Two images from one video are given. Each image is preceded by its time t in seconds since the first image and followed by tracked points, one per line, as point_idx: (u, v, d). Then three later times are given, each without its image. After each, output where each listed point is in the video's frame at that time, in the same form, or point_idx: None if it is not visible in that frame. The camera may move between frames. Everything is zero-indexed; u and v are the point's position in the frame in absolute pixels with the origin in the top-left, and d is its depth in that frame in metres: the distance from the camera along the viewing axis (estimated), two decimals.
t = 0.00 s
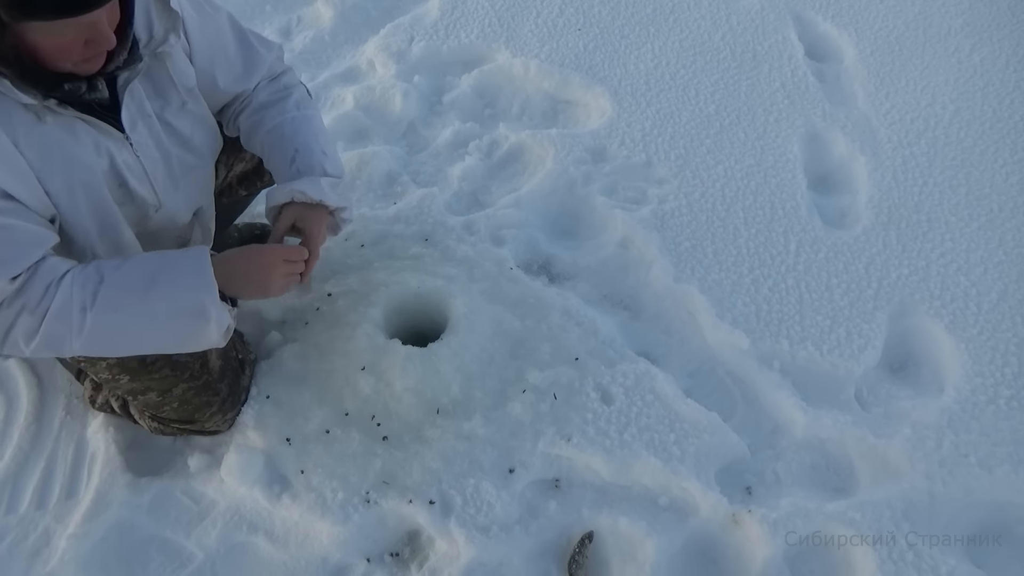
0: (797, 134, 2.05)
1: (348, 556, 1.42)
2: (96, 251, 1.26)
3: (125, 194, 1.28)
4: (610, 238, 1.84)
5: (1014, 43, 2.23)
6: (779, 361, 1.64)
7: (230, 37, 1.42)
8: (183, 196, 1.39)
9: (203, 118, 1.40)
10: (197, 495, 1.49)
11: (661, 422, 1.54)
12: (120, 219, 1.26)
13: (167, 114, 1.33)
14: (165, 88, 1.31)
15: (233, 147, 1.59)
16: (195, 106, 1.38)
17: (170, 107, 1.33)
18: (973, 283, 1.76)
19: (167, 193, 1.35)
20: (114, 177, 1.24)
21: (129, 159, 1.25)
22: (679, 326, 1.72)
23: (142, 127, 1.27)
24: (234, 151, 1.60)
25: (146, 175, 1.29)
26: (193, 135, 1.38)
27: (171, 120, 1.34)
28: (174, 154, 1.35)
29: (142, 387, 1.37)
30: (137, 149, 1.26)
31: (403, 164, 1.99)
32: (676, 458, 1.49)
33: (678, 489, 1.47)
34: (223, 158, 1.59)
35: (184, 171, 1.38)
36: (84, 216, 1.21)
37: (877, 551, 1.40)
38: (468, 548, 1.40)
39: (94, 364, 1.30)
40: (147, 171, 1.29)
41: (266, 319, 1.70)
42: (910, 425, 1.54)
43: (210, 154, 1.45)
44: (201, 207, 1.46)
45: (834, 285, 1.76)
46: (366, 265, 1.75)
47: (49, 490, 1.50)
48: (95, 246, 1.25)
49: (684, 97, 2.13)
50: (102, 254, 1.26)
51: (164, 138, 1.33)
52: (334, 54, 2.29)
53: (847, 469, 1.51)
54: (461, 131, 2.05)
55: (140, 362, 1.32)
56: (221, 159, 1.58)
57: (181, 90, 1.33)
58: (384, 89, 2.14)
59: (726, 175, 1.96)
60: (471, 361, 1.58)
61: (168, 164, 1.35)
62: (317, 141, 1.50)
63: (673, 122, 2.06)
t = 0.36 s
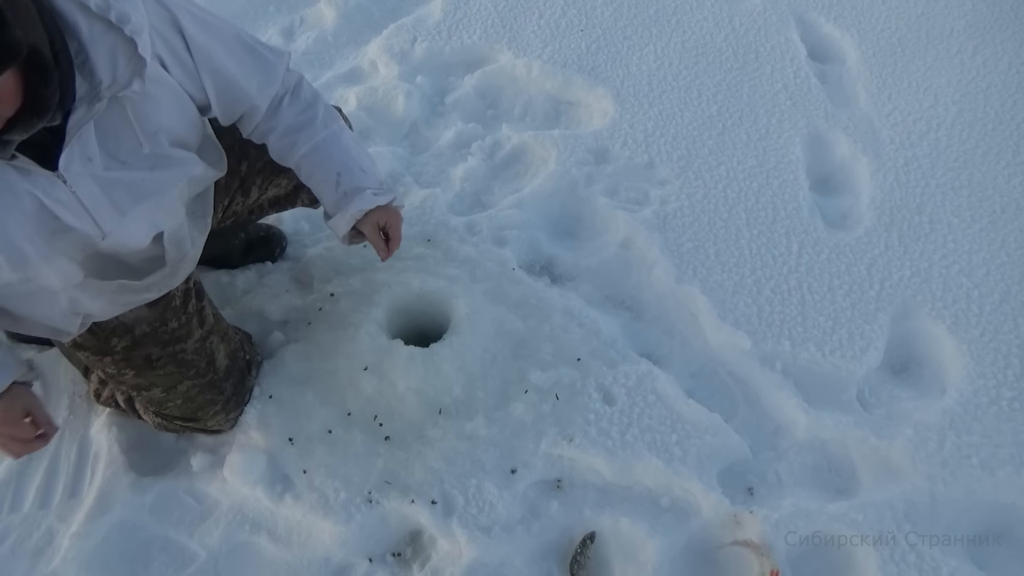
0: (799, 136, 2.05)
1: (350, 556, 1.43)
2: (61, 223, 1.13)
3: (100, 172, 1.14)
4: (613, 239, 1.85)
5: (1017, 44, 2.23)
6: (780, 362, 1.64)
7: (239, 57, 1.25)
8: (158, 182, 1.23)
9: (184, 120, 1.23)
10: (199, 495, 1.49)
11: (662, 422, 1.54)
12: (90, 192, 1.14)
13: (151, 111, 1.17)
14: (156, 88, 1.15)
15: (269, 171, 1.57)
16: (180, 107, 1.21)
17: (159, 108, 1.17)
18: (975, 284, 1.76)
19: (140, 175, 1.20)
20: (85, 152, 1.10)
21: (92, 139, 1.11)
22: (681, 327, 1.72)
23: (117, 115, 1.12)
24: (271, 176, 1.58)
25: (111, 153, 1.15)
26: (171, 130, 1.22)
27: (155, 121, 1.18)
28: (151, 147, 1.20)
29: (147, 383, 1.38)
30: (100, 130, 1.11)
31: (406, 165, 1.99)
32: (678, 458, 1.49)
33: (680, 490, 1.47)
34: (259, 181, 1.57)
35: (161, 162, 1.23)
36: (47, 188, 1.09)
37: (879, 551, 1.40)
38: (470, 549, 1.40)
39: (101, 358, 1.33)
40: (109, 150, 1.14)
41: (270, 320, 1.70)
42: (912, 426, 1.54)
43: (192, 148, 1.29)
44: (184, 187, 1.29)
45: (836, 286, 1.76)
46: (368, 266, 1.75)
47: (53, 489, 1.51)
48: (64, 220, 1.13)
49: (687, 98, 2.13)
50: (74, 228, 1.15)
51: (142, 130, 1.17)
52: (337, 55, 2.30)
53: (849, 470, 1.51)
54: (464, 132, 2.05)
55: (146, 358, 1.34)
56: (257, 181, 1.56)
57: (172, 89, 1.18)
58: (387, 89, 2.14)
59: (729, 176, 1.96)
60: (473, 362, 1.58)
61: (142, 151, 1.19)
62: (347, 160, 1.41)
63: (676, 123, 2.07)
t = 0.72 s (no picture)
0: (804, 132, 2.04)
1: (353, 556, 1.42)
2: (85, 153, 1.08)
3: (137, 113, 1.12)
4: (617, 237, 1.84)
5: None
6: (786, 361, 1.63)
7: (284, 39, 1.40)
8: (196, 138, 1.22)
9: (226, 75, 1.26)
10: (202, 495, 1.49)
11: (667, 422, 1.54)
12: (119, 130, 1.10)
13: (191, 52, 1.20)
14: (193, 28, 1.21)
15: (279, 165, 1.58)
16: (225, 58, 1.25)
17: (196, 47, 1.21)
18: (982, 282, 1.75)
19: (180, 125, 1.18)
20: (127, 84, 1.10)
21: (150, 76, 1.12)
22: (685, 325, 1.71)
23: (167, 54, 1.16)
24: (281, 170, 1.59)
25: (164, 98, 1.15)
26: (212, 83, 1.24)
27: (195, 60, 1.21)
28: (193, 96, 1.21)
29: (156, 373, 1.38)
30: (160, 70, 1.14)
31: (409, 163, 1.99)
32: (682, 458, 1.49)
33: (685, 490, 1.47)
34: (269, 174, 1.58)
35: (205, 116, 1.23)
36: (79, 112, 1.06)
37: (885, 552, 1.39)
38: (473, 549, 1.40)
39: (113, 345, 1.32)
40: (166, 98, 1.15)
41: (272, 319, 1.70)
42: (918, 425, 1.53)
43: (237, 111, 1.31)
44: (209, 156, 1.25)
45: (842, 284, 1.75)
46: (371, 264, 1.75)
47: (55, 489, 1.50)
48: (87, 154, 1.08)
49: (691, 94, 2.12)
50: (98, 167, 1.10)
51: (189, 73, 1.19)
52: (339, 52, 2.29)
53: (854, 469, 1.50)
54: (467, 129, 2.04)
55: (159, 347, 1.34)
56: (267, 175, 1.57)
57: (212, 34, 1.22)
58: (390, 87, 2.13)
59: (733, 173, 1.95)
60: (477, 360, 1.57)
61: (187, 99, 1.19)
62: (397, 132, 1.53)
63: (680, 121, 2.06)
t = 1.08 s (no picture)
0: (803, 128, 2.04)
1: (357, 555, 1.42)
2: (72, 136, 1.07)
3: (122, 95, 1.13)
4: (617, 235, 1.84)
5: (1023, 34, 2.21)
6: (787, 356, 1.63)
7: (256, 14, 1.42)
8: (182, 120, 1.22)
9: (209, 58, 1.28)
10: (206, 495, 1.49)
11: (669, 418, 1.54)
12: (105, 111, 1.10)
13: (173, 34, 1.23)
14: (173, 11, 1.23)
15: (272, 164, 1.59)
16: (206, 40, 1.27)
17: (178, 29, 1.23)
18: (983, 276, 1.75)
19: (165, 106, 1.19)
20: (110, 64, 1.11)
21: (133, 57, 1.14)
22: (686, 322, 1.71)
23: (148, 36, 1.18)
24: (273, 169, 1.59)
25: (147, 79, 1.16)
26: (196, 65, 1.26)
27: (177, 42, 1.23)
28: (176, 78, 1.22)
29: (158, 375, 1.38)
30: (141, 51, 1.15)
31: (410, 163, 1.99)
32: (684, 454, 1.49)
33: (688, 486, 1.47)
34: (261, 174, 1.58)
35: (189, 99, 1.23)
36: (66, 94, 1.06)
37: (888, 547, 1.38)
38: (477, 547, 1.40)
39: (113, 349, 1.33)
40: (150, 78, 1.16)
41: (274, 319, 1.70)
42: (920, 419, 1.53)
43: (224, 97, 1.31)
44: (196, 139, 1.25)
45: (842, 279, 1.75)
46: (372, 264, 1.75)
47: (59, 491, 1.51)
48: (73, 137, 1.07)
49: (690, 91, 2.12)
50: (85, 149, 1.09)
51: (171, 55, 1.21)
52: (338, 52, 2.29)
53: (857, 464, 1.50)
54: (467, 129, 2.05)
55: (160, 349, 1.35)
56: (259, 173, 1.58)
57: (191, 16, 1.25)
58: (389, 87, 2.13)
59: (733, 169, 1.95)
60: (479, 358, 1.58)
61: (171, 80, 1.20)
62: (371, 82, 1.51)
63: (679, 117, 2.06)
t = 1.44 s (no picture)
0: (804, 128, 2.04)
1: (360, 555, 1.43)
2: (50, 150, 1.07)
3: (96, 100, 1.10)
4: (619, 235, 1.84)
5: None
6: (790, 356, 1.63)
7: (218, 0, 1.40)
8: (158, 117, 1.20)
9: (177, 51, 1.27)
10: (209, 496, 1.49)
11: (672, 418, 1.54)
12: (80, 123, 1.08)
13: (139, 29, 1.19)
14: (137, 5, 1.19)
15: (263, 163, 1.59)
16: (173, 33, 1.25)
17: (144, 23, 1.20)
18: (986, 275, 1.75)
19: (140, 105, 1.16)
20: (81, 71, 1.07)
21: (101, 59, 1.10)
22: (688, 321, 1.71)
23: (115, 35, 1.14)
24: (266, 168, 1.60)
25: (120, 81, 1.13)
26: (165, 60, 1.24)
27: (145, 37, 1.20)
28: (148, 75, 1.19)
29: (161, 378, 1.39)
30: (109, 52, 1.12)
31: (411, 163, 1.99)
32: (687, 454, 1.49)
33: (690, 485, 1.47)
34: (253, 173, 1.58)
35: (163, 96, 1.22)
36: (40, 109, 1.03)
37: (891, 546, 1.38)
38: (480, 547, 1.40)
39: (115, 353, 1.33)
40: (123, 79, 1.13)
41: (277, 320, 1.70)
42: (923, 418, 1.53)
43: (197, 91, 1.30)
44: (174, 136, 1.23)
45: (845, 279, 1.75)
46: (374, 265, 1.75)
47: (63, 492, 1.51)
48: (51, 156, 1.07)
49: (691, 91, 2.12)
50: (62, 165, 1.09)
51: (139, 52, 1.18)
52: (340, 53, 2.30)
53: (860, 464, 1.51)
54: (469, 129, 2.05)
55: (161, 351, 1.35)
56: (252, 174, 1.58)
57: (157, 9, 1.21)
58: (391, 87, 2.14)
59: (735, 169, 1.95)
60: (481, 359, 1.58)
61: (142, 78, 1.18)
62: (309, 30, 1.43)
63: (681, 117, 2.06)
